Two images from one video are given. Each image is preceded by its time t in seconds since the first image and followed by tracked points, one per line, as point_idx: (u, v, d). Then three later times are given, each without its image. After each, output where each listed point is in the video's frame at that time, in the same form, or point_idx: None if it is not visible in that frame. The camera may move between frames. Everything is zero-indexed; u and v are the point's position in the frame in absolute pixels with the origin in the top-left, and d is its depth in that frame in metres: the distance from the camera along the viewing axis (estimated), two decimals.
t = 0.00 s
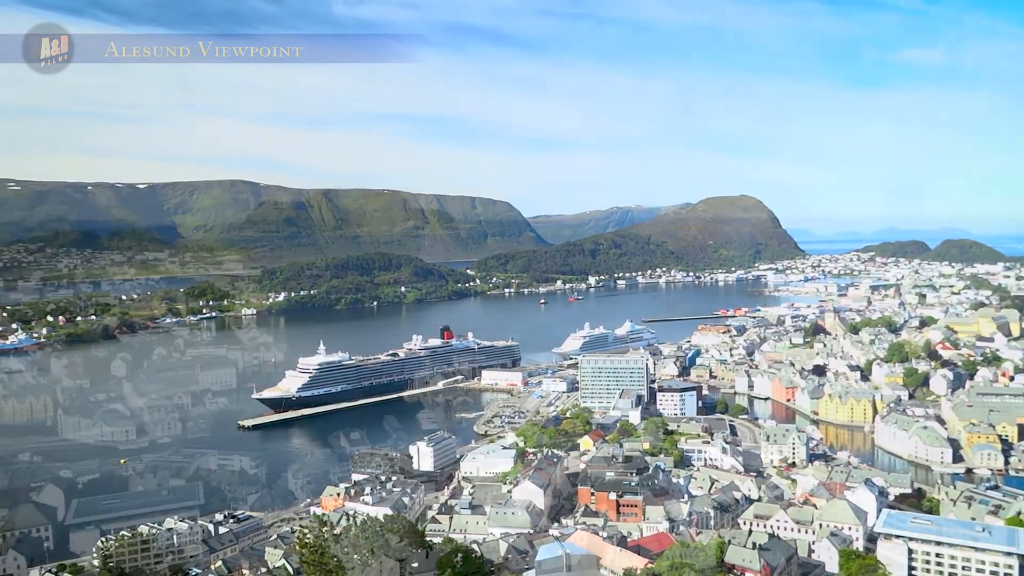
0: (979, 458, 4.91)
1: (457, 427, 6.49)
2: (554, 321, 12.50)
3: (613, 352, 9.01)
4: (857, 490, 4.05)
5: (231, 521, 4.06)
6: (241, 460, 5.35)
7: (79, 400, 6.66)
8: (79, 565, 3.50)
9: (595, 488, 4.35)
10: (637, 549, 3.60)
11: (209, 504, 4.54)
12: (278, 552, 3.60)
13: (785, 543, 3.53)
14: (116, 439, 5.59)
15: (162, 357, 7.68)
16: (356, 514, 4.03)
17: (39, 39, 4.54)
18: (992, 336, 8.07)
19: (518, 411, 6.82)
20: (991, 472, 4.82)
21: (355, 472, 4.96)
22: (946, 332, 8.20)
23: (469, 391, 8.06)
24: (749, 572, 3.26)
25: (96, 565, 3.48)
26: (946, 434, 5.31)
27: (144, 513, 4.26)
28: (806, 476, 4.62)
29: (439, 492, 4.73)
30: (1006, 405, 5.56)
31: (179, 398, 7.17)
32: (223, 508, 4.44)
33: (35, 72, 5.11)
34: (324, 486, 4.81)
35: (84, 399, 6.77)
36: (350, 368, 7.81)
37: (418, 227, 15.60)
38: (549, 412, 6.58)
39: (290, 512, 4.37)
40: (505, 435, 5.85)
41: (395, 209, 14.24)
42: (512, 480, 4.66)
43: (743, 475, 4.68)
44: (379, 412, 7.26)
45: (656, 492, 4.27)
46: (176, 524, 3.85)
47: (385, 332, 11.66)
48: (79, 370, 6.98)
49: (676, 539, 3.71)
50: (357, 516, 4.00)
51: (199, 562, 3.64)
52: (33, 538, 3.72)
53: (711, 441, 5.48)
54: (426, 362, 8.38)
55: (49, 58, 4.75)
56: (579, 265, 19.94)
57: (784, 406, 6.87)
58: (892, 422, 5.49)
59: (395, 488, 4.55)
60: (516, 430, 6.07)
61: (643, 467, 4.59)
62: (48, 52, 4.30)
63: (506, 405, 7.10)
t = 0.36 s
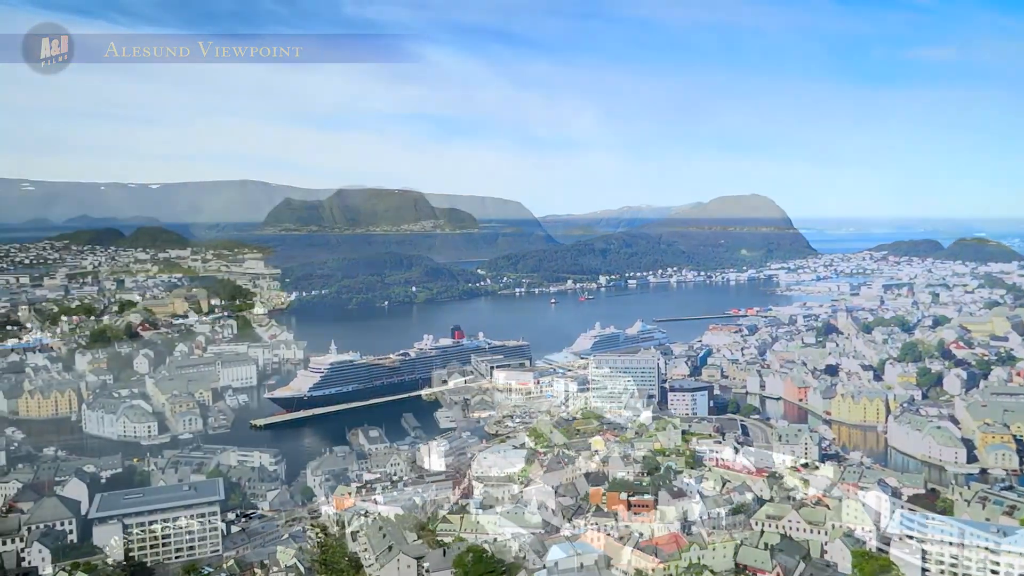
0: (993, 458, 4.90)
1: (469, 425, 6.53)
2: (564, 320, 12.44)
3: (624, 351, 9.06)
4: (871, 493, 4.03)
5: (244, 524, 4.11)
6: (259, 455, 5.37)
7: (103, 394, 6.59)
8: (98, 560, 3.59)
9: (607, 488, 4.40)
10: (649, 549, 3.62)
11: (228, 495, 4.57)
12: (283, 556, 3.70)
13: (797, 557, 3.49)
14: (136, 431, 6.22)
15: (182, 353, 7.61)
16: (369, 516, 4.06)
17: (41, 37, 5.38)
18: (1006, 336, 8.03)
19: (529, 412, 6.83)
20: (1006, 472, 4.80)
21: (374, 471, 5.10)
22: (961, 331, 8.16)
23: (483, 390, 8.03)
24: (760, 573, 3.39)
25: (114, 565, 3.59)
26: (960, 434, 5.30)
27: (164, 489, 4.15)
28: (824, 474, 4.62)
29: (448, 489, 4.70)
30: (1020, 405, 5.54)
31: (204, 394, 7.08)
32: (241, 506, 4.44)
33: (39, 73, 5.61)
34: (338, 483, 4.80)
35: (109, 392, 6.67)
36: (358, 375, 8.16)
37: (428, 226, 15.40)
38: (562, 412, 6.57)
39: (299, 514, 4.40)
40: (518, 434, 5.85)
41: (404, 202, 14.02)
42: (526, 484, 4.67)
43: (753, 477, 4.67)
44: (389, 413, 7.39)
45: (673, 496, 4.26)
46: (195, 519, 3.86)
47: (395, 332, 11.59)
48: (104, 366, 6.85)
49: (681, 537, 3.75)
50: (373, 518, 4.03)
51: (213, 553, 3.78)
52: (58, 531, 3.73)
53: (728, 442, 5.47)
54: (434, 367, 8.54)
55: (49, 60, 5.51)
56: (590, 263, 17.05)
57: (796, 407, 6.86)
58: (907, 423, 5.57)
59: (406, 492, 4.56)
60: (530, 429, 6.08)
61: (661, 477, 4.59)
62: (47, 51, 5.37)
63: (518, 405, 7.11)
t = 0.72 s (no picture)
0: (1003, 460, 4.91)
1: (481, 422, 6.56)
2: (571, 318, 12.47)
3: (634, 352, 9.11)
4: (889, 499, 3.93)
5: (261, 522, 4.17)
6: (276, 450, 5.40)
7: (122, 388, 6.62)
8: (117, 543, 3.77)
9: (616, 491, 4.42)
10: (654, 552, 3.70)
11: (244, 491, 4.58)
12: (301, 555, 3.73)
13: (813, 563, 3.62)
14: (154, 426, 6.30)
15: (203, 349, 7.36)
16: (386, 516, 4.09)
17: (40, 38, 5.30)
18: (1016, 338, 8.02)
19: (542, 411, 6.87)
20: (1015, 474, 4.81)
21: (389, 467, 5.17)
22: (970, 333, 8.17)
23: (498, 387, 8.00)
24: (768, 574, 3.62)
25: (128, 566, 3.61)
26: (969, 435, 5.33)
27: (181, 485, 4.11)
28: (839, 474, 4.65)
29: (460, 485, 4.75)
30: None
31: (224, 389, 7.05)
32: (257, 503, 4.49)
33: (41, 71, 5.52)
34: (355, 480, 4.72)
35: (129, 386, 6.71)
36: (372, 376, 8.27)
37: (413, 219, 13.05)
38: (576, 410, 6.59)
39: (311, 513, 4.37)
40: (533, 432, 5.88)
41: (414, 197, 13.07)
42: (538, 486, 4.73)
43: (765, 479, 4.70)
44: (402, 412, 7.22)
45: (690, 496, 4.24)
46: (214, 516, 3.87)
47: (405, 332, 11.59)
48: (125, 362, 6.86)
49: (689, 538, 3.79)
50: (391, 517, 4.07)
51: (229, 549, 3.84)
52: (78, 525, 3.87)
53: (741, 446, 5.50)
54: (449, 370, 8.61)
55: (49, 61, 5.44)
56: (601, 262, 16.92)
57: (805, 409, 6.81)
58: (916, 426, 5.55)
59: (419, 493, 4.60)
60: (543, 428, 6.12)
61: (676, 482, 4.63)
62: (47, 51, 5.30)
63: (528, 407, 6.99)
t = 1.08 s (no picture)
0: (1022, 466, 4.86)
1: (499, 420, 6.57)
2: (585, 313, 12.45)
3: (650, 352, 9.11)
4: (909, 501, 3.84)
5: (279, 520, 4.19)
6: (296, 447, 5.43)
7: (144, 385, 6.70)
8: (136, 541, 3.57)
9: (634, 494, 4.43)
10: (671, 555, 3.65)
11: (262, 489, 4.62)
12: (319, 552, 3.73)
13: (829, 566, 3.51)
14: (176, 422, 6.16)
15: (225, 347, 8.21)
16: (404, 513, 4.13)
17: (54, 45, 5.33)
18: None
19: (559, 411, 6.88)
20: None
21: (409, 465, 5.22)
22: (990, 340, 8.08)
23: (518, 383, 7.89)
24: None
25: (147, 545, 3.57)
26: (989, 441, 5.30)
27: (202, 480, 4.14)
28: (861, 477, 4.59)
29: (478, 484, 4.76)
30: None
31: (244, 386, 7.05)
32: (275, 501, 4.52)
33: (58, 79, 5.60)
34: (373, 478, 4.75)
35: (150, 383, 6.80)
36: (392, 377, 8.19)
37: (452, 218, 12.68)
38: (593, 410, 6.58)
39: (328, 510, 4.37)
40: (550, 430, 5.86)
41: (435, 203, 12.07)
42: (555, 486, 4.71)
43: (784, 482, 4.66)
44: (421, 408, 7.13)
45: (709, 498, 4.19)
46: (234, 513, 3.90)
47: (422, 323, 11.64)
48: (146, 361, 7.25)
49: (709, 541, 3.75)
50: (409, 515, 4.10)
51: (249, 546, 3.90)
52: (101, 519, 3.89)
53: (760, 449, 5.45)
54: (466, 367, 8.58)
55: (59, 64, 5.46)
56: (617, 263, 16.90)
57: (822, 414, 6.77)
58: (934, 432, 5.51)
59: (437, 493, 4.61)
60: (560, 428, 6.14)
61: (693, 485, 4.62)
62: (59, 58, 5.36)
63: (546, 408, 6.97)
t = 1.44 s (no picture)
0: None
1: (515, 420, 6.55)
2: (602, 313, 12.40)
3: (667, 351, 9.09)
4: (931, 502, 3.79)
5: (298, 519, 4.22)
6: (314, 446, 5.46)
7: (166, 384, 6.77)
8: (158, 538, 3.60)
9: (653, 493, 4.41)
10: (689, 556, 3.63)
11: (281, 487, 4.66)
12: (337, 550, 3.75)
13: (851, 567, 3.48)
14: (197, 421, 6.21)
15: (244, 347, 8.27)
16: (422, 512, 4.14)
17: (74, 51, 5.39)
18: None
19: (576, 411, 6.86)
20: None
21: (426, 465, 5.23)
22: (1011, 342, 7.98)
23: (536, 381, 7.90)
24: None
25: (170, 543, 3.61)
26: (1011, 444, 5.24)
27: (222, 478, 4.17)
28: (882, 478, 4.53)
29: (495, 483, 4.77)
30: None
31: (263, 385, 7.10)
32: (293, 499, 4.55)
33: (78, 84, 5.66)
34: (392, 476, 4.77)
35: (172, 382, 6.87)
36: (409, 377, 8.21)
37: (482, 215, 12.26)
38: (610, 409, 6.55)
39: (347, 508, 4.40)
40: (568, 430, 5.84)
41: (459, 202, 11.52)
42: (573, 486, 4.70)
43: (804, 483, 4.62)
44: (439, 407, 7.14)
45: (727, 498, 4.17)
46: (254, 511, 3.94)
47: (439, 322, 11.70)
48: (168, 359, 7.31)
49: (727, 542, 3.73)
50: (426, 513, 4.12)
51: (269, 544, 3.93)
52: (123, 516, 3.96)
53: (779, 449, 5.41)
54: (483, 366, 8.59)
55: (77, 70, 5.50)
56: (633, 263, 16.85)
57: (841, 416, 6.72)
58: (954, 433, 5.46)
59: (454, 492, 4.61)
60: (577, 428, 6.12)
61: (711, 486, 4.59)
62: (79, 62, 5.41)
63: (563, 407, 6.96)
